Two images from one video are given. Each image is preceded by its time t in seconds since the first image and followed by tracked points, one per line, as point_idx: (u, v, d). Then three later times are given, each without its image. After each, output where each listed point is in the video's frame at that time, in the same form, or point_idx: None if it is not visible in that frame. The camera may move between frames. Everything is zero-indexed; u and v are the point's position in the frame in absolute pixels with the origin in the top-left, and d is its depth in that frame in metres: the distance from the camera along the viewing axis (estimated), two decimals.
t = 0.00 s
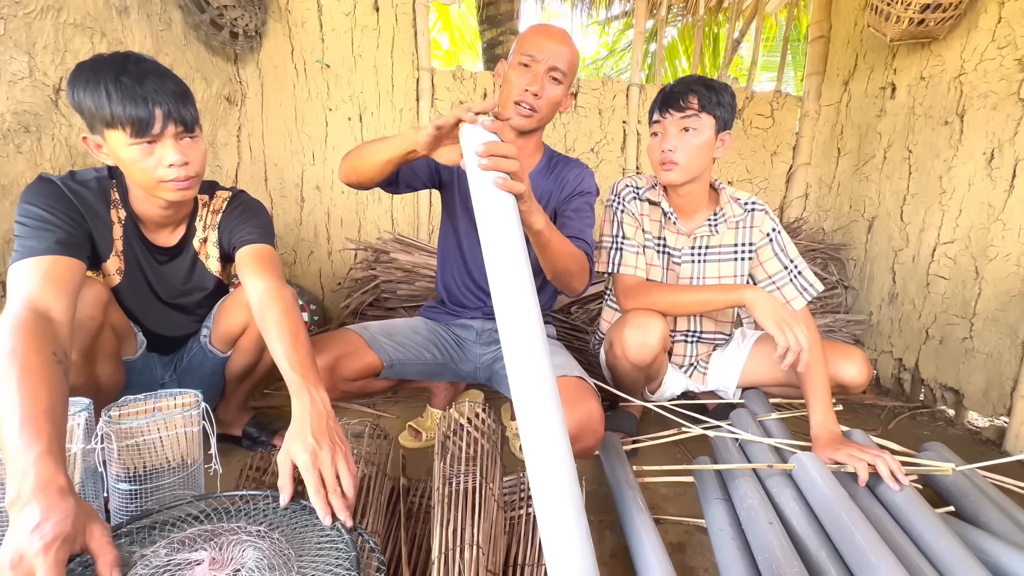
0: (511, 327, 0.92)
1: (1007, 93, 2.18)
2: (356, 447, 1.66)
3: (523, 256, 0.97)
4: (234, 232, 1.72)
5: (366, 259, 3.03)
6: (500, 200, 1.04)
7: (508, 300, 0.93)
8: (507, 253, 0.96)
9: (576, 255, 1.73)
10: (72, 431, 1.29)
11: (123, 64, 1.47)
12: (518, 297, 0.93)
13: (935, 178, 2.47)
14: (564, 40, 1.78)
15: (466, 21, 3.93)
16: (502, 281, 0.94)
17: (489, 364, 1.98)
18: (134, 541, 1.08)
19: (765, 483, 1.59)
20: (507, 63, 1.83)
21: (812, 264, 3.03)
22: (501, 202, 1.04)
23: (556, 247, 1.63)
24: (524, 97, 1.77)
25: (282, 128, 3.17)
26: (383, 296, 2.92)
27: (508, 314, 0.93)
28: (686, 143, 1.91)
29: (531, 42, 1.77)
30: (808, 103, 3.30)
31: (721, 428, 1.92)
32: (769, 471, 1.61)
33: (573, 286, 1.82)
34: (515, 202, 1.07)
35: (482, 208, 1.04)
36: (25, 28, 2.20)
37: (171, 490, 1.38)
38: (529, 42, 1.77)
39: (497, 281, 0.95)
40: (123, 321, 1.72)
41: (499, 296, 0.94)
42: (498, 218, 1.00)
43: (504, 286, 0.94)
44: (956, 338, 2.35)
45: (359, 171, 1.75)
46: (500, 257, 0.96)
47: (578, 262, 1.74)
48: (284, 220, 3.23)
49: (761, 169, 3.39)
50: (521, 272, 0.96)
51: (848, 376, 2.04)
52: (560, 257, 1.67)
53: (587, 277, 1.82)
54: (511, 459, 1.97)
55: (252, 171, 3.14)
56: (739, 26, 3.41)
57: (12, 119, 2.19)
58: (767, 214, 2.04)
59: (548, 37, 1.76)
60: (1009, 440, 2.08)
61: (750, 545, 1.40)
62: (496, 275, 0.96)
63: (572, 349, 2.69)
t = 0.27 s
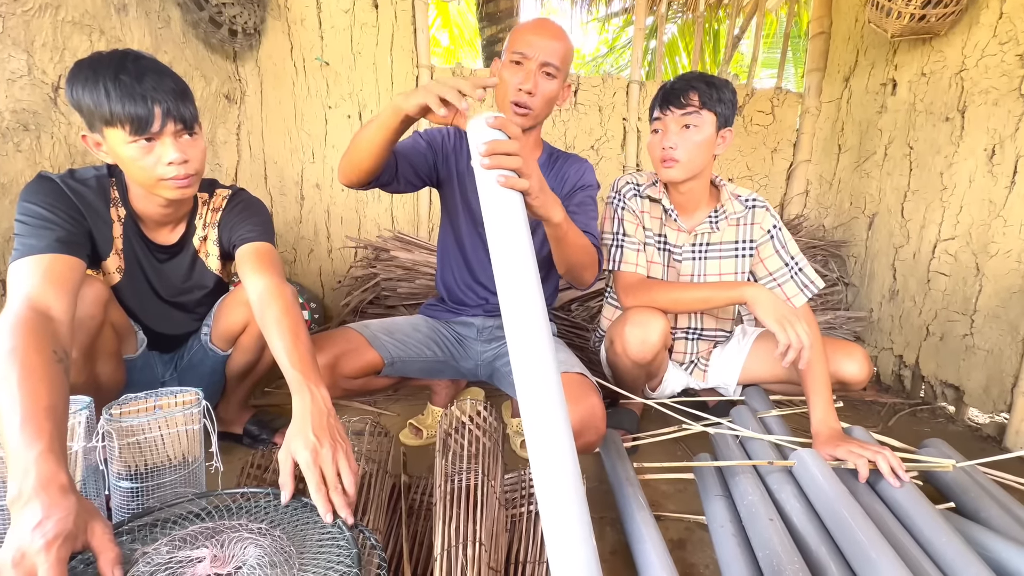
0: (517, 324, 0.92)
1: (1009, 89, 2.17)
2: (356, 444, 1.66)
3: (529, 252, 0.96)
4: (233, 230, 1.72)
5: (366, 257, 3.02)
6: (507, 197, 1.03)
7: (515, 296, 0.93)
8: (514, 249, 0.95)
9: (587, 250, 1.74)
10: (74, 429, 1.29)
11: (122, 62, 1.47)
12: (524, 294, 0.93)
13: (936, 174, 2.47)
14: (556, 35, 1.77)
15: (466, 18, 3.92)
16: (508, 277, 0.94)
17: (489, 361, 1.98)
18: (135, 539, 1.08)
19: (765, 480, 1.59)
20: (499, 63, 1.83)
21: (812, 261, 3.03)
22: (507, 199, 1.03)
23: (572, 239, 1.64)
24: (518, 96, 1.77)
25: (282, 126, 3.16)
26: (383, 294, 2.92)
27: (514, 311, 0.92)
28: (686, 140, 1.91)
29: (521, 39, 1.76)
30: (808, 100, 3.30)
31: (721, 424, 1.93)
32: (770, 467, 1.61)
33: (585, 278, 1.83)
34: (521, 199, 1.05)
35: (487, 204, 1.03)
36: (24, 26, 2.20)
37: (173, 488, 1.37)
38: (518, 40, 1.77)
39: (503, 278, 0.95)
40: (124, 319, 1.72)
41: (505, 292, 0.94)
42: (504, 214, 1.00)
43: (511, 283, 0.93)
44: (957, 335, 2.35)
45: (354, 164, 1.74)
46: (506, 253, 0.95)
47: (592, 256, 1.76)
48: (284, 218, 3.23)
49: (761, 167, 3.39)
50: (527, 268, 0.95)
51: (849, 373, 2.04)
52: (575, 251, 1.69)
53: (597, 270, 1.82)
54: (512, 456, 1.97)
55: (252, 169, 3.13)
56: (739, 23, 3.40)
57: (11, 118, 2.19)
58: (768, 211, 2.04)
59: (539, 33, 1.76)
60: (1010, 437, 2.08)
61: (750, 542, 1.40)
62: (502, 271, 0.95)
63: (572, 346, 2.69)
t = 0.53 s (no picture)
0: (522, 320, 0.91)
1: (1010, 86, 2.17)
2: (357, 441, 1.66)
3: (534, 248, 0.96)
4: (234, 227, 1.72)
5: (366, 254, 3.02)
6: (513, 193, 1.02)
7: (520, 291, 0.92)
8: (520, 244, 0.95)
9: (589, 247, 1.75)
10: (75, 426, 1.29)
11: (123, 59, 1.46)
12: (529, 289, 0.92)
13: (937, 171, 2.46)
14: (544, 28, 1.76)
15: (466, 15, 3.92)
16: (513, 272, 0.94)
17: (489, 359, 1.98)
18: (137, 536, 1.09)
19: (766, 476, 1.59)
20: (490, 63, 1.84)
21: (813, 258, 3.02)
22: (514, 195, 1.02)
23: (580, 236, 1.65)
24: (512, 93, 1.76)
25: (282, 124, 3.16)
26: (383, 292, 2.92)
27: (519, 306, 0.92)
28: (688, 137, 1.91)
29: (510, 37, 1.76)
30: (809, 97, 3.30)
31: (722, 421, 1.93)
32: (770, 464, 1.61)
33: (591, 273, 1.83)
34: (527, 195, 1.05)
35: (493, 200, 1.03)
36: (23, 23, 2.19)
37: (175, 485, 1.37)
38: (505, 38, 1.77)
39: (509, 273, 0.94)
40: (124, 317, 1.72)
41: (510, 288, 0.94)
42: (510, 210, 0.99)
43: (516, 278, 0.93)
44: (958, 332, 2.35)
45: (354, 151, 1.73)
46: (511, 248, 0.95)
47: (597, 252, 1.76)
48: (284, 216, 3.23)
49: (762, 164, 3.40)
50: (533, 263, 0.95)
51: (850, 370, 2.04)
52: (581, 246, 1.69)
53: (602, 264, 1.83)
54: (512, 453, 1.97)
55: (251, 166, 3.13)
56: (740, 20, 3.39)
57: (11, 115, 2.18)
58: (770, 207, 2.04)
59: (524, 28, 1.76)
60: (1010, 433, 2.08)
61: (751, 538, 1.41)
62: (507, 266, 0.95)
63: (573, 344, 2.69)
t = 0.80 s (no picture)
0: (517, 319, 0.92)
1: (1011, 83, 2.17)
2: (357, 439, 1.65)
3: (529, 249, 0.97)
4: (236, 225, 1.72)
5: (366, 252, 3.02)
6: (507, 192, 1.04)
7: (517, 291, 0.94)
8: (515, 245, 0.96)
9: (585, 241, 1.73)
10: (75, 424, 1.29)
11: (121, 59, 1.45)
12: (525, 289, 0.94)
13: (937, 169, 2.46)
14: (541, 25, 1.76)
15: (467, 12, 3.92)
16: (510, 271, 0.95)
17: (490, 357, 1.98)
18: (136, 533, 1.09)
19: (766, 474, 1.59)
20: (488, 60, 1.84)
21: (813, 256, 3.02)
22: (508, 194, 1.04)
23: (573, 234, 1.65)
24: (508, 90, 1.76)
25: (282, 122, 3.16)
26: (383, 290, 2.92)
27: (516, 304, 0.93)
28: (689, 135, 1.91)
29: (506, 33, 1.76)
30: (810, 94, 3.30)
31: (722, 419, 1.93)
32: (770, 461, 1.61)
33: (585, 274, 1.83)
34: (522, 193, 1.07)
35: (488, 201, 1.04)
36: (22, 20, 2.19)
37: (177, 482, 1.38)
38: (502, 34, 1.77)
39: (506, 273, 0.95)
40: (123, 316, 1.72)
41: (506, 287, 0.95)
42: (505, 211, 1.00)
43: (514, 279, 0.94)
44: (957, 330, 2.35)
45: (357, 155, 1.73)
46: (507, 249, 0.96)
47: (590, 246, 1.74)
48: (284, 214, 3.23)
49: (762, 162, 3.40)
50: (527, 264, 0.96)
51: (850, 368, 2.04)
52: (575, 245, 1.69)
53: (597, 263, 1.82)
54: (512, 450, 1.97)
55: (251, 164, 3.13)
56: (740, 17, 3.39)
57: (11, 113, 2.18)
58: (770, 205, 2.04)
59: (522, 24, 1.75)
60: (1010, 431, 2.09)
61: (750, 535, 1.41)
62: (503, 266, 0.96)
63: (573, 342, 2.69)
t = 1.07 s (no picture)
0: (525, 316, 0.93)
1: (1012, 82, 2.17)
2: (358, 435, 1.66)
3: (537, 245, 0.98)
4: (245, 223, 1.73)
5: (367, 251, 3.02)
6: (515, 186, 1.04)
7: (523, 289, 0.94)
8: (523, 241, 0.97)
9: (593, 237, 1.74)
10: (77, 422, 1.30)
11: (139, 56, 1.45)
12: (532, 287, 0.94)
13: (938, 167, 2.46)
14: (532, 22, 1.76)
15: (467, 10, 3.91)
16: (518, 269, 0.95)
17: (490, 355, 1.98)
18: (131, 531, 1.07)
19: (766, 472, 1.60)
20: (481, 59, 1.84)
21: (813, 255, 3.03)
22: (515, 188, 1.03)
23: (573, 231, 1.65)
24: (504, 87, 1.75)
25: (283, 120, 3.16)
26: (384, 288, 2.92)
27: (521, 302, 0.94)
28: (690, 133, 1.91)
29: (499, 30, 1.76)
30: (810, 93, 3.30)
31: (721, 417, 1.93)
32: (770, 459, 1.61)
33: (590, 266, 1.81)
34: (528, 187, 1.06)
35: (497, 194, 1.03)
36: (22, 18, 2.19)
37: (177, 480, 1.38)
38: (494, 33, 1.77)
39: (512, 271, 0.96)
40: (124, 314, 1.73)
41: (513, 284, 0.95)
42: (514, 206, 1.00)
43: (520, 277, 0.95)
44: (957, 329, 2.35)
45: (358, 153, 1.72)
46: (515, 245, 0.97)
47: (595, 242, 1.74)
48: (284, 212, 3.23)
49: (762, 160, 3.41)
50: (535, 260, 0.96)
51: (850, 366, 2.04)
52: (579, 240, 1.69)
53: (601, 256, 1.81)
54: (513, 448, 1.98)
55: (252, 163, 3.12)
56: (741, 15, 3.39)
57: (11, 111, 2.19)
58: (770, 204, 2.04)
59: (514, 21, 1.75)
60: (1009, 429, 2.09)
61: (750, 533, 1.41)
62: (511, 263, 0.96)
63: (573, 340, 2.70)
